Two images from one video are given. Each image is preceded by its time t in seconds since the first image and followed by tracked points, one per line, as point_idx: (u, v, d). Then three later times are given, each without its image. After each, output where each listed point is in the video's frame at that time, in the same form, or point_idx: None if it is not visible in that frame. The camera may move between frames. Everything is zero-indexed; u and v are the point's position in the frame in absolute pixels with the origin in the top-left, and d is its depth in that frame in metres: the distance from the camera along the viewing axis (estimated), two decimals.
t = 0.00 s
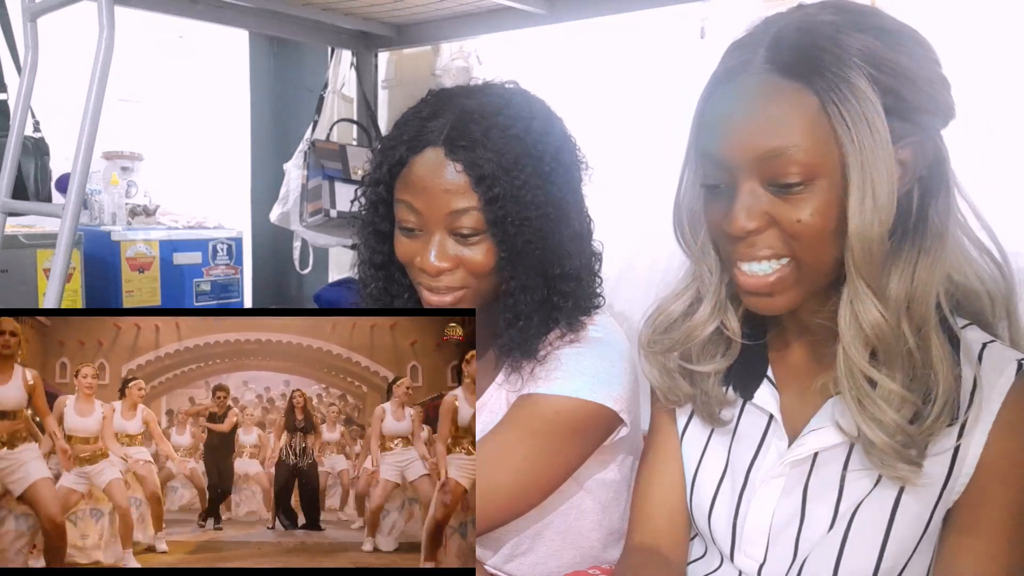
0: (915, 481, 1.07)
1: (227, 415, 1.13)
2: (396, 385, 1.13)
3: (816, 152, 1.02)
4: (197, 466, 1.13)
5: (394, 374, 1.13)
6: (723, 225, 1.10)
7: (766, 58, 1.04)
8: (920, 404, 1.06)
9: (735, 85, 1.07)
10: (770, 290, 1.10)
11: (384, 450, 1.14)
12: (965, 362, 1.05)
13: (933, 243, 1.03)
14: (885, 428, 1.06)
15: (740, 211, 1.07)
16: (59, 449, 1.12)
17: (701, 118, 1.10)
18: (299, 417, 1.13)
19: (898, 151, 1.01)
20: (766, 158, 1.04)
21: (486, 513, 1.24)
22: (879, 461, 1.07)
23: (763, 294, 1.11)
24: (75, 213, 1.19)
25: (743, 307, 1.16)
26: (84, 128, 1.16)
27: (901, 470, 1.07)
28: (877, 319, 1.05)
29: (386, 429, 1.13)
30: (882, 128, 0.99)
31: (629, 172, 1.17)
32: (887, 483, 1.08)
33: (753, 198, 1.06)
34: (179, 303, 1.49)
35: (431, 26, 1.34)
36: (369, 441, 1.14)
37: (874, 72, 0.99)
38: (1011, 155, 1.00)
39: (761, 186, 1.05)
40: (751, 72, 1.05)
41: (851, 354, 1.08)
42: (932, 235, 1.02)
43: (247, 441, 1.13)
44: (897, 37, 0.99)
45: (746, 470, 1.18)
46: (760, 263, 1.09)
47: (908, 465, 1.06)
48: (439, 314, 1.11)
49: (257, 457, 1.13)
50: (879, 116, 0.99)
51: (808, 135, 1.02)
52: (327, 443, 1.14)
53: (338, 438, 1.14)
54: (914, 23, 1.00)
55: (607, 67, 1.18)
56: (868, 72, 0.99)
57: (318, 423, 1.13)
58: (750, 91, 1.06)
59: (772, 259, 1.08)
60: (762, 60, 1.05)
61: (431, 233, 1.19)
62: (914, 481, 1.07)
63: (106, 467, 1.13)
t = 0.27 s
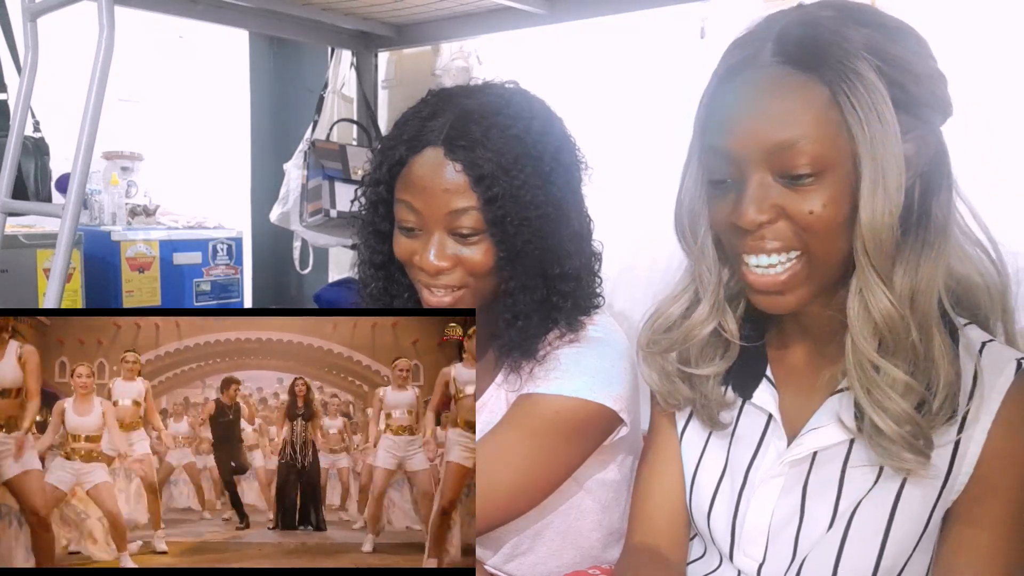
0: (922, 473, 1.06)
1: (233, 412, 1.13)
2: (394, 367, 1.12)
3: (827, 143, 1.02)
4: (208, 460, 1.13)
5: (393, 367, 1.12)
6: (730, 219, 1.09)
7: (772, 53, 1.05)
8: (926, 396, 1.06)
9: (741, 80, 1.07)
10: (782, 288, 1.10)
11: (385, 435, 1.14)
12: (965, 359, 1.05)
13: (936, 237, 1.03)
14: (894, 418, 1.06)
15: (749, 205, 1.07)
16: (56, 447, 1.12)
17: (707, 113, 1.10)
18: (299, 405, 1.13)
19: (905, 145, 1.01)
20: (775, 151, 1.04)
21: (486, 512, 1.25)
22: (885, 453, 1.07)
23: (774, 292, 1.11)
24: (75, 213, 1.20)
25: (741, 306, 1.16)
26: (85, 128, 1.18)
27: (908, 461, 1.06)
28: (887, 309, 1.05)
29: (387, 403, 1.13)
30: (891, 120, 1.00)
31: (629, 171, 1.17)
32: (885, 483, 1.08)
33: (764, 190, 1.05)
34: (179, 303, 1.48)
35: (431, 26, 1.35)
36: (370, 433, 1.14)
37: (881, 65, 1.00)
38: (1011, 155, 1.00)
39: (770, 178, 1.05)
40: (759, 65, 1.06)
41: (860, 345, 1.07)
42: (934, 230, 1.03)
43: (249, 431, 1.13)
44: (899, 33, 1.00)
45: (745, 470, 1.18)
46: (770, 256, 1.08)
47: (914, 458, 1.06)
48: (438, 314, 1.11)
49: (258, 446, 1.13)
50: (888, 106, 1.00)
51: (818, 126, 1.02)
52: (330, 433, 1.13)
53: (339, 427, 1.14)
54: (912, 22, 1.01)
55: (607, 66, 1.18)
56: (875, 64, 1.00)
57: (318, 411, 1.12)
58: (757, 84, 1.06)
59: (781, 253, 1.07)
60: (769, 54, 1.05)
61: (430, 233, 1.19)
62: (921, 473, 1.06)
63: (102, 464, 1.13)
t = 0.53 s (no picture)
0: (923, 469, 1.06)
1: (234, 415, 1.14)
2: (399, 375, 1.14)
3: (830, 139, 1.02)
4: (209, 463, 1.14)
5: (394, 369, 1.14)
6: (733, 215, 1.09)
7: (777, 50, 1.05)
8: (926, 392, 1.06)
9: (745, 77, 1.07)
10: (782, 282, 1.10)
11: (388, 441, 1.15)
12: (965, 358, 1.05)
13: (936, 237, 1.03)
14: (895, 414, 1.06)
15: (751, 201, 1.07)
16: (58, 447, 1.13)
17: (711, 109, 1.10)
18: (301, 411, 1.14)
19: (907, 143, 1.01)
20: (779, 146, 1.04)
21: (487, 512, 1.25)
22: (886, 450, 1.07)
23: (775, 286, 1.10)
24: (75, 213, 1.21)
25: (740, 306, 1.16)
26: (85, 128, 1.18)
27: (909, 458, 1.06)
28: (888, 306, 1.05)
29: (390, 417, 1.14)
30: (893, 116, 1.00)
31: (629, 172, 1.16)
32: (885, 483, 1.08)
33: (768, 186, 1.05)
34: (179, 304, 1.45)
35: (431, 26, 1.35)
36: (372, 436, 1.15)
37: (884, 63, 1.00)
38: (1011, 155, 1.00)
39: (773, 174, 1.05)
40: (764, 62, 1.06)
41: (861, 341, 1.07)
42: (935, 229, 1.03)
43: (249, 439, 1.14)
44: (902, 32, 1.00)
45: (745, 471, 1.18)
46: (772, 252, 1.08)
47: (914, 456, 1.06)
48: (439, 315, 1.11)
49: (259, 452, 1.14)
50: (892, 104, 1.00)
51: (822, 123, 1.02)
52: (331, 437, 1.15)
53: (340, 433, 1.15)
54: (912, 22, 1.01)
55: (607, 66, 1.18)
56: (878, 61, 1.00)
57: (319, 415, 1.14)
58: (761, 81, 1.06)
59: (783, 248, 1.07)
60: (773, 51, 1.05)
61: (429, 232, 1.19)
62: (922, 469, 1.06)
63: (103, 464, 1.14)
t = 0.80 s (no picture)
0: (923, 467, 1.06)
1: (229, 415, 1.15)
2: (402, 375, 1.14)
3: (831, 136, 1.02)
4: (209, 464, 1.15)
5: (394, 368, 1.13)
6: (733, 211, 1.09)
7: (780, 47, 1.05)
8: (926, 388, 1.05)
9: (748, 74, 1.07)
10: (780, 276, 1.09)
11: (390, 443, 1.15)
12: (965, 357, 1.05)
13: (936, 236, 1.03)
14: (896, 411, 1.06)
15: (752, 197, 1.07)
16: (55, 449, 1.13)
17: (713, 106, 1.09)
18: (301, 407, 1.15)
19: (908, 142, 1.01)
20: (779, 142, 1.04)
21: (487, 512, 1.24)
22: (886, 447, 1.07)
23: (772, 280, 1.10)
24: (75, 212, 1.20)
25: (740, 305, 1.16)
26: (85, 128, 1.17)
27: (910, 455, 1.06)
28: (889, 303, 1.05)
29: (392, 414, 1.14)
30: (893, 114, 1.00)
31: (629, 171, 1.17)
32: (885, 483, 1.08)
33: (769, 182, 1.05)
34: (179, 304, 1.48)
35: (431, 26, 1.35)
36: (372, 437, 1.15)
37: (886, 61, 1.00)
38: (1010, 155, 1.01)
39: (774, 169, 1.05)
40: (765, 59, 1.05)
41: (862, 338, 1.07)
42: (935, 228, 1.03)
43: (248, 438, 1.15)
44: (905, 32, 1.00)
45: (744, 470, 1.18)
46: (772, 248, 1.08)
47: (913, 454, 1.06)
48: (439, 314, 1.12)
49: (258, 450, 1.15)
50: (892, 102, 0.99)
51: (823, 120, 1.02)
52: (333, 436, 1.15)
53: (341, 432, 1.15)
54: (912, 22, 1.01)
55: (606, 66, 1.18)
56: (881, 60, 1.00)
57: (320, 414, 1.15)
58: (763, 77, 1.05)
59: (783, 244, 1.07)
60: (776, 49, 1.05)
61: (429, 231, 1.19)
62: (922, 467, 1.06)
63: (101, 466, 1.14)
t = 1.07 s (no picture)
0: (920, 464, 1.07)
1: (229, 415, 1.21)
2: (405, 375, 1.20)
3: (832, 132, 1.03)
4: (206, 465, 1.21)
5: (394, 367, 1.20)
6: (732, 207, 1.10)
7: (781, 45, 1.06)
8: (925, 386, 1.06)
9: (749, 70, 1.08)
10: (775, 271, 1.10)
11: (392, 445, 1.22)
12: (964, 354, 1.05)
13: (935, 233, 1.03)
14: (896, 409, 1.07)
15: (750, 192, 1.07)
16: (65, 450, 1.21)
17: (714, 103, 1.10)
18: (303, 410, 1.21)
19: (907, 141, 1.02)
20: (779, 138, 1.05)
21: (487, 512, 1.24)
22: (883, 444, 1.08)
23: (767, 276, 1.11)
24: (75, 212, 1.21)
25: (739, 304, 1.16)
26: (85, 128, 1.18)
27: (906, 452, 1.07)
28: (887, 299, 1.06)
29: (392, 413, 1.21)
30: (893, 113, 1.01)
31: (630, 171, 1.16)
32: (883, 483, 1.08)
33: (768, 176, 1.06)
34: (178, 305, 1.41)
35: (431, 26, 1.35)
36: (373, 436, 1.22)
37: (886, 60, 1.01)
38: (1010, 154, 1.01)
39: (774, 164, 1.05)
40: (768, 55, 1.07)
41: (861, 335, 1.08)
42: (934, 227, 1.03)
43: (249, 437, 1.22)
44: (905, 35, 1.01)
45: (743, 468, 1.17)
46: (770, 243, 1.09)
47: (909, 450, 1.07)
48: (440, 315, 1.18)
49: (258, 451, 1.22)
50: (892, 99, 1.01)
51: (823, 115, 1.03)
52: (333, 435, 1.22)
53: (341, 431, 1.22)
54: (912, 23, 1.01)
55: (607, 66, 1.18)
56: (881, 58, 1.01)
57: (321, 414, 1.21)
58: (764, 74, 1.06)
59: (781, 240, 1.08)
60: (777, 46, 1.06)
61: (429, 232, 1.19)
62: (919, 464, 1.07)
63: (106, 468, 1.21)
